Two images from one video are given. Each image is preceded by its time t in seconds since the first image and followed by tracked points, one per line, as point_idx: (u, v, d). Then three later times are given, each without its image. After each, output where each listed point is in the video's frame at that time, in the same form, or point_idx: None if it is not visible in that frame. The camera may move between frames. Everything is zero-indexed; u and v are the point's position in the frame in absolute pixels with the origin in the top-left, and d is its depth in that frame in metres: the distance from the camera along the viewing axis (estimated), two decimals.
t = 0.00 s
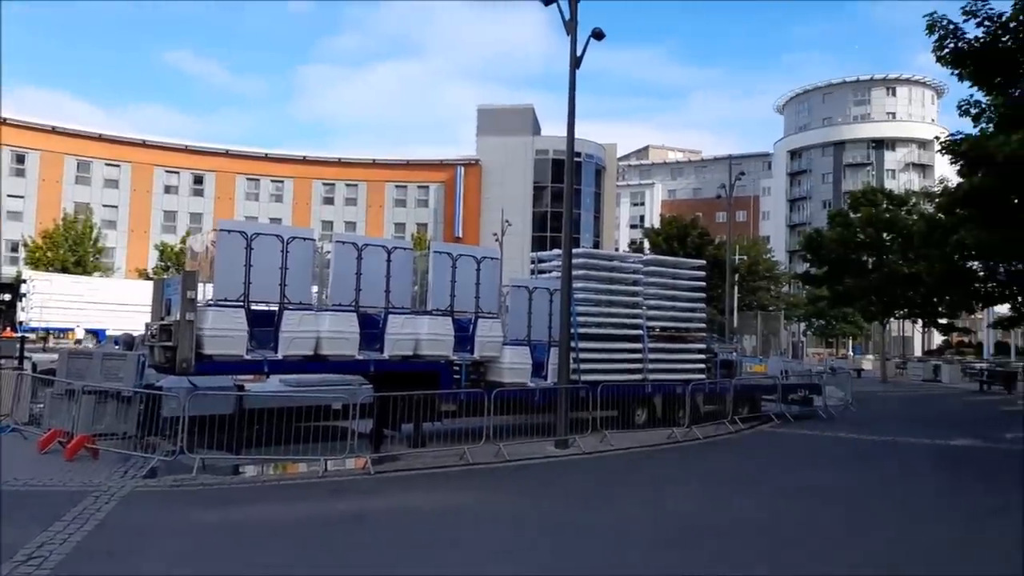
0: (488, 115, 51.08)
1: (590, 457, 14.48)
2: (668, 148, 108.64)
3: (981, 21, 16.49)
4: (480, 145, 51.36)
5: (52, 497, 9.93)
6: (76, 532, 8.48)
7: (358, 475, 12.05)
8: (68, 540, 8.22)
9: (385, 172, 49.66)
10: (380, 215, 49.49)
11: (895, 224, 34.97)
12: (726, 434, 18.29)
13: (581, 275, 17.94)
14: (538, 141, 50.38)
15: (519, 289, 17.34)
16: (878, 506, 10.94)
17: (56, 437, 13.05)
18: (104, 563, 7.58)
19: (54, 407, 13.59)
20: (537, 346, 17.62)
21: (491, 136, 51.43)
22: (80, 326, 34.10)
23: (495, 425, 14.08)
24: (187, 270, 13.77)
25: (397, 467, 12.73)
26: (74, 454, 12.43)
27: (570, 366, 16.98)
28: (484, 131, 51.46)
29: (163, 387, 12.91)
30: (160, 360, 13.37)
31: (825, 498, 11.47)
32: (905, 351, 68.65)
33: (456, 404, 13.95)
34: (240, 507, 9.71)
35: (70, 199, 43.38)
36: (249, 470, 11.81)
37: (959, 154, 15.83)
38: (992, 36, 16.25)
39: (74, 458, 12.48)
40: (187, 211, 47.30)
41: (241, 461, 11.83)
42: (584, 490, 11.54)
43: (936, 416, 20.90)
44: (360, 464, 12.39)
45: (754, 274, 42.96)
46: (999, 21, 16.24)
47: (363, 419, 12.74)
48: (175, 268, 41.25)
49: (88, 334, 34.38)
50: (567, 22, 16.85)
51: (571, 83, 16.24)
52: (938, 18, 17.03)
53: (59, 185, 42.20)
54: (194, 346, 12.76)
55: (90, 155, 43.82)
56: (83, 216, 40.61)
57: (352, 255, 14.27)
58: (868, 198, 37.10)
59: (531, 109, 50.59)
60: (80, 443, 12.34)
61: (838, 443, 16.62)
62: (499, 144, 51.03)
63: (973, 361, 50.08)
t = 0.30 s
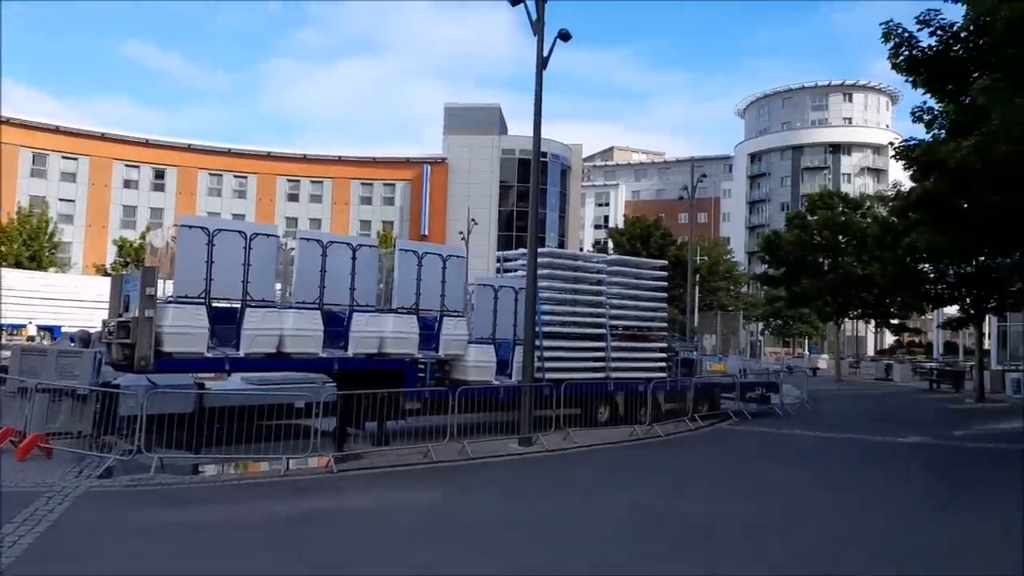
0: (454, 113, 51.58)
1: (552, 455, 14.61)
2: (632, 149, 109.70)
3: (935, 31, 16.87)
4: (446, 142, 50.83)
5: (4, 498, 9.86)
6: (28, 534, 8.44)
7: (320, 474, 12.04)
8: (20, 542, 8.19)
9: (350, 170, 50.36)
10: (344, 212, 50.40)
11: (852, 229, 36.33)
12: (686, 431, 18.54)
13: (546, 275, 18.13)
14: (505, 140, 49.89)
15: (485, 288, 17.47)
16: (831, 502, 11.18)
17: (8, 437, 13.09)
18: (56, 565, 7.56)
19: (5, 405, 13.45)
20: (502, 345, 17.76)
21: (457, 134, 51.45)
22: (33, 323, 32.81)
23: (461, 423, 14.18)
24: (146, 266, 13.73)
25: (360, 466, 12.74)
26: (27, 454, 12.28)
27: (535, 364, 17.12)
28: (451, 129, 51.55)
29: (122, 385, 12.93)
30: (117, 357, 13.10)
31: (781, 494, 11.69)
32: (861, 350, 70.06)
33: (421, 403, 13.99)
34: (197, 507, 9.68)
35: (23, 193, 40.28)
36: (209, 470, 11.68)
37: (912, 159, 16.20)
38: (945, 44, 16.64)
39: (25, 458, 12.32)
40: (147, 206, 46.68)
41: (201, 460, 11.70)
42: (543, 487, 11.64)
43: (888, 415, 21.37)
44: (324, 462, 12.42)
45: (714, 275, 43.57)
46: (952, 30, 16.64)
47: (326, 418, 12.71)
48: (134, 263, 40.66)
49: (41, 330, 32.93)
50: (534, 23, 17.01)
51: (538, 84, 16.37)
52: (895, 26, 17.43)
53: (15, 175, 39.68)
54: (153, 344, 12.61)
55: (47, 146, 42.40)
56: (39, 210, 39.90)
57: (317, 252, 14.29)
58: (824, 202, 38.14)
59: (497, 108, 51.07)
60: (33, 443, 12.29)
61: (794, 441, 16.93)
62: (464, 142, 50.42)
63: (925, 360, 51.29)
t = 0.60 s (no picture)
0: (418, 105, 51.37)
1: (517, 448, 14.69)
2: (595, 143, 110.36)
3: (889, 30, 17.17)
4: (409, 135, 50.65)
5: None
6: None
7: (282, 469, 11.94)
8: None
9: (313, 161, 49.61)
10: (307, 204, 49.48)
11: (809, 222, 36.86)
12: (649, 422, 18.91)
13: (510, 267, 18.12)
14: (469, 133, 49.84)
15: (449, 281, 17.48)
16: (791, 491, 11.37)
17: None
18: (14, 566, 7.44)
19: None
20: (467, 338, 17.75)
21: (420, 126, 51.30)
22: None
23: (424, 417, 14.32)
24: (101, 258, 13.45)
25: (323, 460, 12.74)
26: None
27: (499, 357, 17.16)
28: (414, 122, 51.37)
29: (76, 381, 12.67)
30: (71, 353, 12.98)
31: (741, 484, 11.85)
32: (818, 342, 71.40)
33: (384, 397, 14.09)
34: (156, 507, 9.57)
35: None
36: (168, 466, 11.70)
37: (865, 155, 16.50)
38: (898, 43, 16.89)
39: None
40: (100, 197, 45.85)
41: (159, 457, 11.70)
42: (508, 481, 11.69)
43: (845, 405, 21.78)
44: (286, 456, 12.36)
45: (676, 268, 44.00)
46: (904, 29, 16.95)
47: (287, 413, 12.64)
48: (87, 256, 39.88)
49: None
50: (498, 15, 17.03)
51: (501, 76, 16.37)
52: (851, 25, 17.69)
53: None
54: (108, 338, 12.43)
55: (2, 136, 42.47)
56: None
57: (278, 245, 14.13)
58: (783, 196, 38.52)
59: (461, 100, 51.01)
60: None
61: (755, 431, 17.17)
62: (427, 134, 50.27)
63: (879, 351, 52.43)
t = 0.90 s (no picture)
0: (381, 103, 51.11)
1: (480, 446, 14.71)
2: (559, 142, 110.74)
3: (845, 34, 17.44)
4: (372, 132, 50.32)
5: None
6: None
7: (242, 471, 11.87)
8: None
9: (273, 157, 49.09)
10: (268, 201, 48.92)
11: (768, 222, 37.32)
12: (613, 419, 19.09)
13: (474, 265, 17.93)
14: (432, 131, 49.91)
15: (412, 280, 17.38)
16: (751, 486, 11.54)
17: None
18: None
19: None
20: (430, 337, 17.73)
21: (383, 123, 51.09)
22: None
23: (387, 416, 14.26)
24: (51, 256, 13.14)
25: (284, 461, 12.58)
26: None
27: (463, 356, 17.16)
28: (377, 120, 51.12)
29: (26, 381, 12.37)
30: (19, 353, 12.74)
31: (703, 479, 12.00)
32: (777, 340, 72.40)
33: (347, 396, 13.92)
34: (111, 510, 9.45)
35: None
36: (123, 469, 11.40)
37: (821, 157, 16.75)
38: (854, 49, 17.17)
39: None
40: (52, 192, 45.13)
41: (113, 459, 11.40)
42: (471, 480, 11.72)
43: (803, 402, 22.11)
44: (246, 458, 12.26)
45: (638, 267, 44.36)
46: (860, 34, 17.24)
47: (247, 413, 12.49)
48: (38, 252, 38.90)
49: None
50: (461, 13, 17.01)
51: (464, 75, 16.35)
52: (807, 29, 17.92)
53: None
54: (60, 338, 12.18)
55: None
56: None
57: (237, 242, 13.98)
58: (742, 196, 38.77)
59: (426, 99, 50.84)
60: None
61: (717, 427, 17.37)
62: (391, 132, 50.03)
63: (837, 349, 53.29)
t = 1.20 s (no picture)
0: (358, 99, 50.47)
1: (459, 445, 14.72)
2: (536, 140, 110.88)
3: (818, 34, 17.61)
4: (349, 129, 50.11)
5: None
6: None
7: (217, 471, 11.77)
8: None
9: (248, 153, 48.20)
10: (243, 197, 48.17)
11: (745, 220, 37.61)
12: (591, 416, 19.21)
13: (452, 263, 17.92)
14: (411, 128, 50.00)
15: (390, 278, 17.39)
16: (728, 482, 11.63)
17: None
18: None
19: None
20: (408, 335, 17.75)
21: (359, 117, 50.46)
22: None
23: (365, 415, 14.28)
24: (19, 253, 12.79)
25: (260, 461, 12.56)
26: None
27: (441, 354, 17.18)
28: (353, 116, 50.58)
29: None
30: None
31: (679, 476, 12.07)
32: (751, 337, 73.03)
33: (324, 396, 14.00)
34: (84, 511, 9.32)
35: None
36: (96, 471, 11.32)
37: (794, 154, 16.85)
38: (826, 49, 17.34)
39: None
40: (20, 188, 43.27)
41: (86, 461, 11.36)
42: (450, 478, 11.72)
43: (777, 397, 22.31)
44: (221, 459, 12.22)
45: (616, 264, 44.57)
46: (833, 33, 17.41)
47: (222, 413, 12.43)
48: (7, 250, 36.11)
49: None
50: (438, 9, 17.01)
51: (442, 71, 16.34)
52: (782, 29, 18.08)
53: None
54: (28, 337, 11.89)
55: None
56: None
57: (211, 239, 13.80)
58: (718, 194, 38.96)
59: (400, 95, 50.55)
60: None
61: (694, 424, 17.51)
62: (367, 129, 49.86)
63: (810, 345, 53.93)
